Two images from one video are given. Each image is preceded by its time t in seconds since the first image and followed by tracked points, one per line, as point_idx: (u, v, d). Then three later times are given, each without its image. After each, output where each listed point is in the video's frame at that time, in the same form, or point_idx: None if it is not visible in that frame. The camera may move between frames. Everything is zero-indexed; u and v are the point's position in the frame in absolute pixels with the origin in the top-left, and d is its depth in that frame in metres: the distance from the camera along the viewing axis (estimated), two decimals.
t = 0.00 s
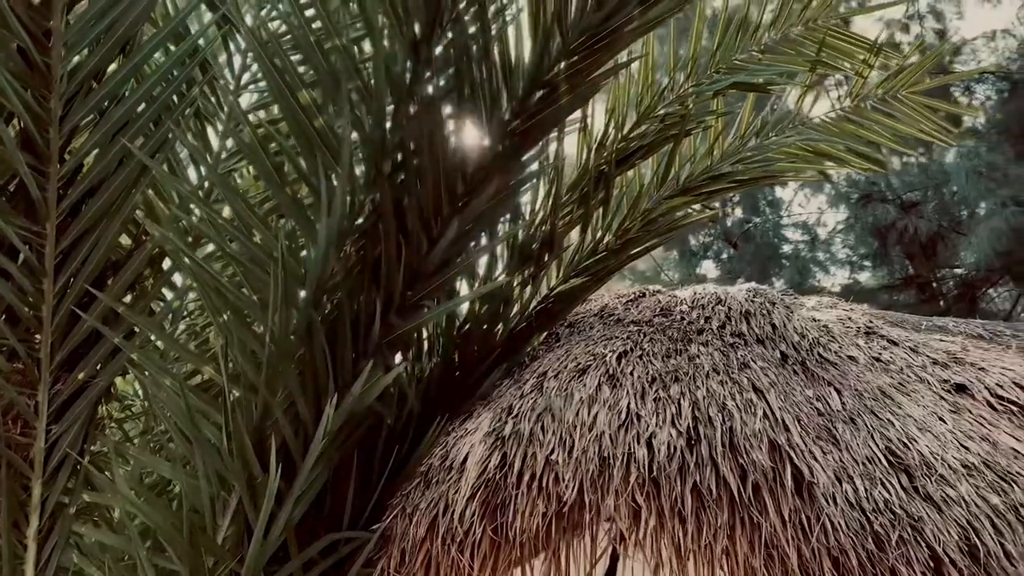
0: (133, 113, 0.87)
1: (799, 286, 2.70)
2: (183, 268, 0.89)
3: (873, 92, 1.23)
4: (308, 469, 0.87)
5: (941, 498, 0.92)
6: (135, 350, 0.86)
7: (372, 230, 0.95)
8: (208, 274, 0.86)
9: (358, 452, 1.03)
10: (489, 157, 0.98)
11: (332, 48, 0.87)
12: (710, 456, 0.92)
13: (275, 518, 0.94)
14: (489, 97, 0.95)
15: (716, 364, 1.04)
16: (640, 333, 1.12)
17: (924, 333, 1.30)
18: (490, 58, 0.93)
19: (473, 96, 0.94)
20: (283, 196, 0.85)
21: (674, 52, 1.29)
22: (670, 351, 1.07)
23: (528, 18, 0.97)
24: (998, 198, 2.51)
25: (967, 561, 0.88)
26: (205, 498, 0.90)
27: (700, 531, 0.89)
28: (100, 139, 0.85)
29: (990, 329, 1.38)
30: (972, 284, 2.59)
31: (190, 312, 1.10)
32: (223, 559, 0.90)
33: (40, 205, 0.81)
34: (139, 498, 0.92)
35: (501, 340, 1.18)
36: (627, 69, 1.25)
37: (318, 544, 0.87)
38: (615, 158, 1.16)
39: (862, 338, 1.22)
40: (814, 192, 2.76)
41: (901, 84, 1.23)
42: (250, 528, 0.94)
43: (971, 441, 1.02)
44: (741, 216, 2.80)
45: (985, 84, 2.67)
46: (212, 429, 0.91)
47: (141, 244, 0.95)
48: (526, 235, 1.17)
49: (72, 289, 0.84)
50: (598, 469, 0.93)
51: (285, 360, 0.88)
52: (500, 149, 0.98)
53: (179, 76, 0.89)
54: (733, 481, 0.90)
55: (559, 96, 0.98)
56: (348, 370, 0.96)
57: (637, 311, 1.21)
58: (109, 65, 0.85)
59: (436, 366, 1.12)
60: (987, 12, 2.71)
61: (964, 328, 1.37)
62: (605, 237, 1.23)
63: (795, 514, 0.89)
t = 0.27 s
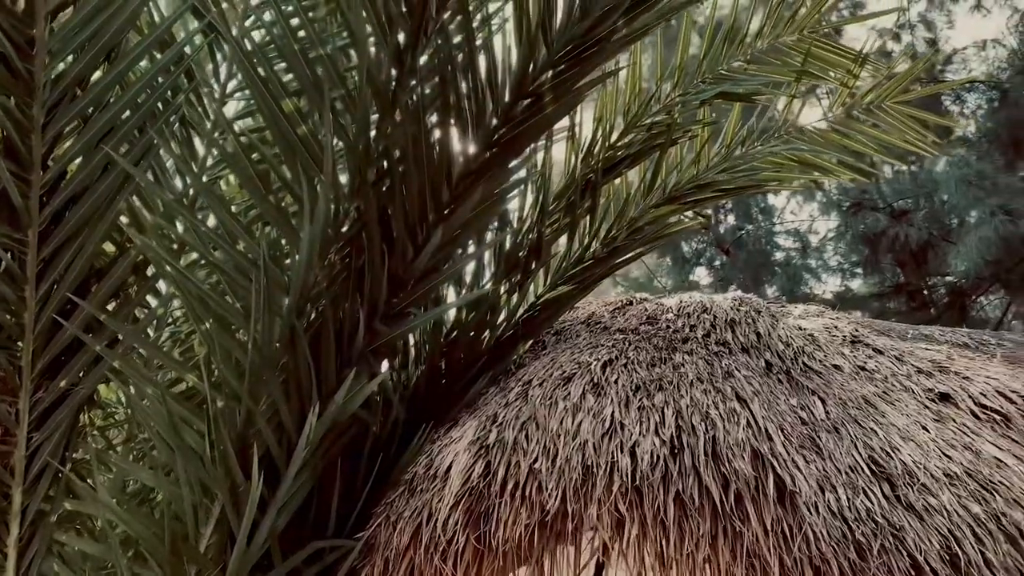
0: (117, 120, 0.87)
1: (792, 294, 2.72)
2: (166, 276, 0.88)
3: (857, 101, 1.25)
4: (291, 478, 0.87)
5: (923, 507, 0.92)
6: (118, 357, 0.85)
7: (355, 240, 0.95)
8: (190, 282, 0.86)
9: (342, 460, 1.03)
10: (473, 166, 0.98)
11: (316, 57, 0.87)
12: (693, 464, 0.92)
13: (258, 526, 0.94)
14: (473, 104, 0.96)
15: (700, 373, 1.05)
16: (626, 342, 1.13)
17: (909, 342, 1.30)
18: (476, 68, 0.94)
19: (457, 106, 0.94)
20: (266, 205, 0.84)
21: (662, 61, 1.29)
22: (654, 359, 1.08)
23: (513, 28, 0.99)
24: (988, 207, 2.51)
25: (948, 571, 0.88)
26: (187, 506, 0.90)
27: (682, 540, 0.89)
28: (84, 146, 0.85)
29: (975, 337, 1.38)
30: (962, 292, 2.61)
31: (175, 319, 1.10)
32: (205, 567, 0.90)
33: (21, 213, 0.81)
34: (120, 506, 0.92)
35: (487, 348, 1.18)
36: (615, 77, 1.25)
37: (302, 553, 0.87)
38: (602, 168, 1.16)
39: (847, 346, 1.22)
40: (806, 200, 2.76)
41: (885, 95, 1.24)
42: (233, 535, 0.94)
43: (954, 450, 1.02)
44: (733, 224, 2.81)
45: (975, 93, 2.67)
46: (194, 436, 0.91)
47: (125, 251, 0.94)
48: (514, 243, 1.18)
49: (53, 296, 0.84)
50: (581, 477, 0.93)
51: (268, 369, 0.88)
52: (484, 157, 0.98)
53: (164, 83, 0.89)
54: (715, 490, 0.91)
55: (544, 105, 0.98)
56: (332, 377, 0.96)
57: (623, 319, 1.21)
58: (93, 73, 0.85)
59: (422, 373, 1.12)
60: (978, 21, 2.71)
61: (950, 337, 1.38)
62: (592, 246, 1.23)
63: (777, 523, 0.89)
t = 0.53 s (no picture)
0: (100, 126, 0.87)
1: (783, 300, 2.73)
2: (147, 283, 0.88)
3: (842, 112, 1.26)
4: (272, 487, 0.87)
5: (904, 517, 0.92)
6: (97, 364, 0.85)
7: (338, 247, 0.94)
8: (170, 289, 0.85)
9: (325, 468, 1.03)
10: (457, 174, 0.98)
11: (299, 64, 0.87)
12: (674, 473, 0.92)
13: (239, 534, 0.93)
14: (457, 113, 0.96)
15: (683, 382, 1.05)
16: (610, 350, 1.13)
17: (894, 351, 1.31)
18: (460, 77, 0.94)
19: (440, 115, 0.94)
20: (248, 214, 0.84)
21: (649, 69, 1.29)
22: (638, 368, 1.08)
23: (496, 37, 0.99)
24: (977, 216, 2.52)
25: None
26: (167, 515, 0.90)
27: (663, 550, 0.89)
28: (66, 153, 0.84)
29: (961, 347, 1.39)
30: (952, 299, 2.62)
31: (158, 327, 1.10)
32: None
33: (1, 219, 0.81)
34: (99, 514, 0.91)
35: (472, 356, 1.18)
36: (602, 84, 1.26)
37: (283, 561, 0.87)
38: (587, 176, 1.17)
39: (832, 355, 1.22)
40: (798, 207, 2.77)
41: (870, 106, 1.25)
42: (214, 544, 0.94)
43: (936, 459, 1.03)
44: (726, 231, 2.82)
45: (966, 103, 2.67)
46: (175, 444, 0.91)
47: (107, 258, 0.94)
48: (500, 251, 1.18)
49: (33, 303, 0.84)
50: (563, 487, 0.93)
51: (249, 377, 0.88)
52: (469, 165, 0.98)
53: (147, 90, 0.88)
54: (696, 499, 0.91)
55: (528, 114, 0.98)
56: (315, 385, 0.96)
57: (609, 327, 1.21)
58: (75, 79, 0.85)
59: (406, 381, 1.12)
60: (968, 31, 2.72)
61: (935, 346, 1.38)
62: (577, 254, 1.24)
63: (758, 532, 0.89)
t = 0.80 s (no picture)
0: (81, 132, 0.87)
1: (774, 308, 2.72)
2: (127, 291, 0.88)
3: (825, 121, 1.26)
4: (253, 496, 0.87)
5: (885, 526, 0.92)
6: (76, 372, 0.85)
7: (320, 255, 0.94)
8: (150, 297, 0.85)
9: (307, 477, 1.02)
10: (440, 183, 0.98)
11: (281, 72, 0.87)
12: (655, 483, 0.92)
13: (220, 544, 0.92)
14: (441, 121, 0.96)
15: (666, 391, 1.05)
16: (595, 359, 1.13)
17: (879, 360, 1.31)
18: (443, 85, 0.94)
19: (423, 124, 0.94)
20: (229, 222, 0.84)
21: (634, 77, 1.30)
22: (622, 377, 1.08)
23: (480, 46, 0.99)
24: (966, 225, 2.54)
25: None
26: (146, 524, 0.89)
27: (645, 559, 0.88)
28: (47, 159, 0.84)
29: (946, 356, 1.39)
30: (941, 307, 2.63)
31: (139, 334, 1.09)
32: None
33: None
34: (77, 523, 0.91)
35: (457, 364, 1.18)
36: (588, 93, 1.26)
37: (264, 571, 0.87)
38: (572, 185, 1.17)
39: (817, 364, 1.23)
40: (789, 215, 2.77)
41: (854, 115, 1.26)
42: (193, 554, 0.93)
43: (919, 468, 1.03)
44: (717, 238, 2.82)
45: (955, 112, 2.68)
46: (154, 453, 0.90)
47: (87, 265, 0.93)
48: (485, 258, 1.18)
49: (12, 309, 0.84)
50: (544, 496, 0.93)
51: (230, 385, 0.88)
52: (452, 173, 0.99)
53: (129, 96, 0.88)
54: (678, 509, 0.90)
55: (511, 122, 0.98)
56: (297, 393, 0.96)
57: (594, 336, 1.21)
58: (56, 85, 0.85)
59: (390, 389, 1.12)
60: (959, 41, 2.71)
61: (920, 355, 1.38)
62: (563, 262, 1.24)
63: (739, 542, 0.89)
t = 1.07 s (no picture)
0: (63, 138, 0.87)
1: (766, 315, 2.74)
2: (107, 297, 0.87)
3: (809, 130, 1.25)
4: (233, 503, 0.86)
5: (867, 534, 0.92)
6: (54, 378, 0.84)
7: (302, 261, 0.94)
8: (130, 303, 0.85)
9: (290, 484, 1.02)
10: (424, 190, 0.98)
11: (263, 79, 0.87)
12: (636, 490, 0.92)
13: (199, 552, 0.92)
14: (424, 128, 0.96)
15: (649, 398, 1.05)
16: (579, 366, 1.13)
17: (864, 368, 1.31)
18: (425, 92, 0.94)
19: (406, 132, 0.94)
20: (210, 229, 0.84)
21: (620, 85, 1.30)
22: (606, 384, 1.08)
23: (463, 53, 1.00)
24: (955, 233, 2.56)
25: None
26: (125, 532, 0.88)
27: (625, 568, 0.88)
28: (27, 164, 0.84)
29: (931, 364, 1.40)
30: (930, 315, 2.64)
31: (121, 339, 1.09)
32: None
33: None
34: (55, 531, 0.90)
35: (441, 370, 1.18)
36: (575, 101, 1.26)
37: None
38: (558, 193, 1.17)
39: (802, 371, 1.23)
40: (780, 222, 2.77)
41: (837, 125, 1.26)
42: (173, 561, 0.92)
43: (901, 476, 1.03)
44: (709, 245, 2.82)
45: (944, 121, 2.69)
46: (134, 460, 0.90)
47: (68, 270, 0.93)
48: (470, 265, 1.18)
49: None
50: (526, 504, 0.92)
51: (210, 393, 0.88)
52: (437, 179, 0.99)
53: (111, 102, 0.88)
54: (659, 517, 0.90)
55: (494, 130, 0.98)
56: (279, 399, 0.96)
57: (579, 343, 1.22)
58: (38, 90, 0.85)
59: (374, 395, 1.12)
60: (948, 50, 2.72)
61: (906, 363, 1.39)
62: (548, 269, 1.24)
63: (720, 550, 0.89)
